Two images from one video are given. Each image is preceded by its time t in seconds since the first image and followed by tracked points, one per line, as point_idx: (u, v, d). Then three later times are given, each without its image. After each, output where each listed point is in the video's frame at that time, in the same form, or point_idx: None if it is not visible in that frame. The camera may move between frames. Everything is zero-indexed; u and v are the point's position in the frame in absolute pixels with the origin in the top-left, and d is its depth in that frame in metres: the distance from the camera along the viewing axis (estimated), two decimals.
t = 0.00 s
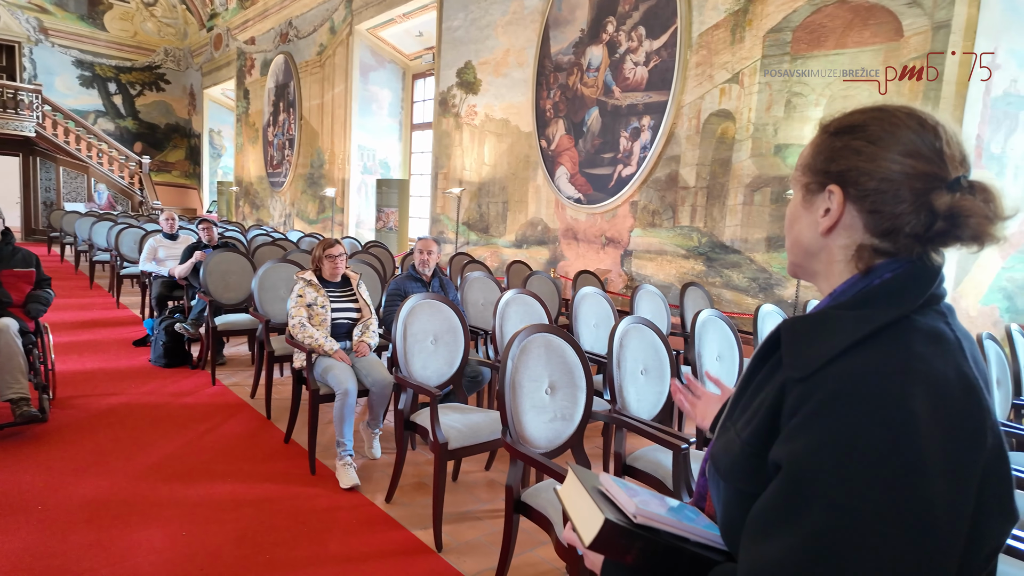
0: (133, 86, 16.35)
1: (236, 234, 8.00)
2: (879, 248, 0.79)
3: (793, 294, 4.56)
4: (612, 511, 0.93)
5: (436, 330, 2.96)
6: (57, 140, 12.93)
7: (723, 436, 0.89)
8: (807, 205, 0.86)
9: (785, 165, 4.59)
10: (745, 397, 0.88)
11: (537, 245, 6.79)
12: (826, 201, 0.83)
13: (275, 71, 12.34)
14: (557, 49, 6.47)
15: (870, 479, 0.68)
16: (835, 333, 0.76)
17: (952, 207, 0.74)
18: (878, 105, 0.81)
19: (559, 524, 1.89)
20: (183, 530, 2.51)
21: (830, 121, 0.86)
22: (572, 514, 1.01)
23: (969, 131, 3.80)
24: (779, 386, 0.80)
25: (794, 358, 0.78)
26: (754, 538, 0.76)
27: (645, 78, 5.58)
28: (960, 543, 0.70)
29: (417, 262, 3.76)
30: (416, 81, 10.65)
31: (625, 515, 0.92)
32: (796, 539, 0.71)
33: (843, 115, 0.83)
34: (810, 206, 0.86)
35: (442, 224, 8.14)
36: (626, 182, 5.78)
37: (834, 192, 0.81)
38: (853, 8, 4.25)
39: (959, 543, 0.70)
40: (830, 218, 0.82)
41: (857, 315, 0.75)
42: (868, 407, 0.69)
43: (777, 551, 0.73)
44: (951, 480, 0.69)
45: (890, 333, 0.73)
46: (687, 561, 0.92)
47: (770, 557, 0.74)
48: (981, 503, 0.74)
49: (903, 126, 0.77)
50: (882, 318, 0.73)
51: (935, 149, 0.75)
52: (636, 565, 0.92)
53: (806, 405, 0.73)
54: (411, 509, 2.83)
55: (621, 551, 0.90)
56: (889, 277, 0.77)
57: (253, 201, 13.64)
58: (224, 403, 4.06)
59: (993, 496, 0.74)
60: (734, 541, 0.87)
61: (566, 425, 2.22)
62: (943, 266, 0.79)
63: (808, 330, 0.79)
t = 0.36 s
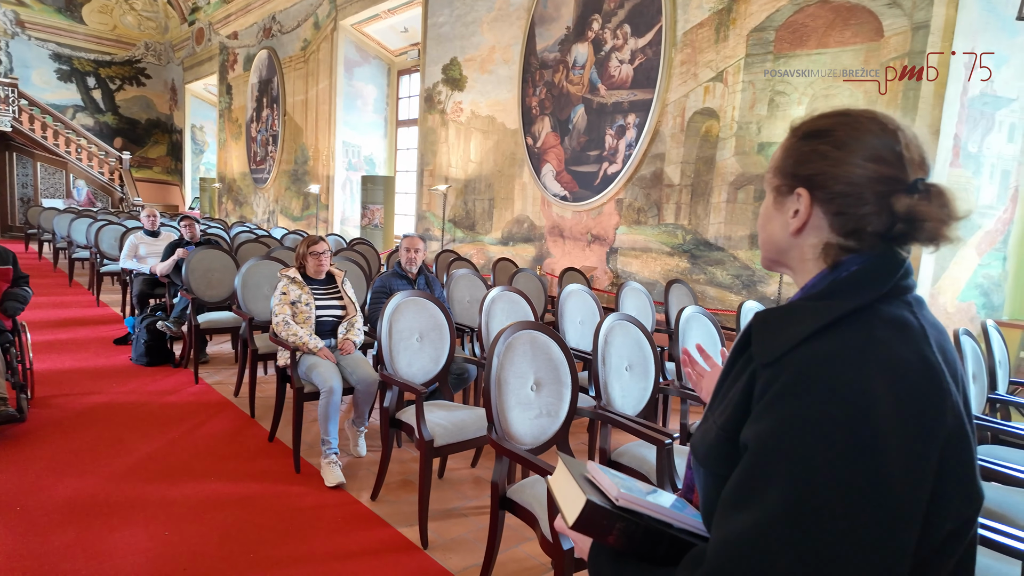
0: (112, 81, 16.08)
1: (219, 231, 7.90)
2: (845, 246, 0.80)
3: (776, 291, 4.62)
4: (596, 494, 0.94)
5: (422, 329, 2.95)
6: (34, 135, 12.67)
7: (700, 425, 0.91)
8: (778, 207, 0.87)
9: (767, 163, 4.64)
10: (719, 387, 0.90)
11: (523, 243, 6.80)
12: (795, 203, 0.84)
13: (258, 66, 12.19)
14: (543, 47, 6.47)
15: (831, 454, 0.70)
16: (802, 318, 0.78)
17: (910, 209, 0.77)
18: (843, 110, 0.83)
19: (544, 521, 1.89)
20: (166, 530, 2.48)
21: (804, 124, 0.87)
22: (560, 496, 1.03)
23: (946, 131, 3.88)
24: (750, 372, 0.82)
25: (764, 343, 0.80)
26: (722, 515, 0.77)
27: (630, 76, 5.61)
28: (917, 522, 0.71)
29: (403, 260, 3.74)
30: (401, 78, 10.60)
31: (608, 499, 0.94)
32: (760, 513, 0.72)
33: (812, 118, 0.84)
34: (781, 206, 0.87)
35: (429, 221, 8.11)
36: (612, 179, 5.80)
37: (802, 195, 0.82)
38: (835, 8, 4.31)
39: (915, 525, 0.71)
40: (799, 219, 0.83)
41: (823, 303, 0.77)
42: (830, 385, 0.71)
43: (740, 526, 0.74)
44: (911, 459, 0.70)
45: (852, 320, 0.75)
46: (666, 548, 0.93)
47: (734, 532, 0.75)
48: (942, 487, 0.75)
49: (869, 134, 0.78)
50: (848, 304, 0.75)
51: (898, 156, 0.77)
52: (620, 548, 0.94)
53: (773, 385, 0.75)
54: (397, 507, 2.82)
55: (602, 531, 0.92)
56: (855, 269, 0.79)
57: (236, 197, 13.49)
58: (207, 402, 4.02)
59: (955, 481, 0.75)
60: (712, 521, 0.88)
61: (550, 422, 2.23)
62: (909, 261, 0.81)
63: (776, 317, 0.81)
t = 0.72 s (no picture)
0: (98, 77, 15.90)
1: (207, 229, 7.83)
2: (839, 249, 0.82)
3: (764, 288, 4.65)
4: (605, 480, 0.94)
5: (413, 327, 2.95)
6: (18, 132, 12.52)
7: (700, 419, 0.92)
8: (770, 208, 0.88)
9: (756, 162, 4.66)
10: (721, 382, 0.91)
11: (514, 240, 6.80)
12: (787, 207, 0.84)
13: (246, 62, 12.09)
14: (533, 44, 6.47)
15: (837, 444, 0.70)
16: (807, 312, 0.78)
17: (890, 217, 0.79)
18: (833, 114, 0.83)
19: (535, 519, 1.89)
20: (153, 531, 2.46)
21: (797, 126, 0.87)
22: (567, 486, 1.01)
23: (932, 130, 3.92)
24: (755, 366, 0.82)
25: (770, 337, 0.80)
26: (729, 505, 0.77)
27: (620, 74, 5.62)
28: (910, 508, 0.73)
29: (393, 258, 3.73)
30: (391, 75, 10.55)
31: (617, 486, 0.94)
32: (768, 501, 0.72)
33: (802, 124, 0.84)
34: (774, 209, 0.87)
35: (418, 219, 8.09)
36: (602, 177, 5.81)
37: (794, 201, 0.83)
38: (822, 8, 4.34)
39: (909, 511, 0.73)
40: (791, 223, 0.84)
41: (825, 298, 0.78)
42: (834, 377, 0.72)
43: (748, 515, 0.74)
44: (906, 448, 0.72)
45: (854, 314, 0.75)
46: (671, 533, 0.93)
47: (741, 520, 0.74)
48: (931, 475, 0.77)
49: (855, 141, 0.78)
50: (851, 299, 0.76)
51: (880, 163, 0.78)
52: (627, 533, 0.94)
53: (780, 378, 0.76)
54: (387, 506, 2.82)
55: (613, 518, 0.91)
56: (852, 267, 0.79)
57: (224, 194, 13.39)
58: (194, 402, 3.98)
59: (944, 469, 0.77)
60: (717, 511, 0.87)
61: (541, 420, 2.23)
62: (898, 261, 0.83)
63: (780, 311, 0.81)
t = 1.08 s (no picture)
0: (89, 76, 15.80)
1: (199, 229, 7.77)
2: (839, 240, 0.83)
3: (757, 287, 4.67)
4: (612, 460, 0.95)
5: (406, 326, 2.94)
6: (8, 131, 12.44)
7: (706, 406, 0.93)
8: (779, 200, 0.88)
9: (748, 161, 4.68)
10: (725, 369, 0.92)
11: (508, 240, 6.80)
12: (794, 200, 0.85)
13: (238, 62, 12.03)
14: (526, 43, 6.47)
15: (828, 422, 0.72)
16: (802, 298, 0.79)
17: (892, 212, 0.80)
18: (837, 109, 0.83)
19: (526, 517, 1.89)
20: (145, 532, 2.45)
21: (808, 118, 0.86)
22: (577, 468, 1.04)
23: (923, 128, 3.94)
24: (754, 351, 0.84)
25: (767, 323, 0.82)
26: (727, 481, 0.78)
27: (613, 73, 5.63)
28: (904, 486, 0.73)
29: (386, 258, 3.72)
30: (384, 74, 10.52)
31: (622, 466, 0.95)
32: (762, 476, 0.74)
33: (812, 117, 0.84)
34: (782, 200, 0.87)
35: (412, 218, 8.08)
36: (595, 176, 5.82)
37: (802, 194, 0.84)
38: (814, 7, 4.36)
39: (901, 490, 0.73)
40: (798, 216, 0.85)
41: (821, 285, 0.79)
42: (827, 358, 0.73)
43: (743, 491, 0.75)
44: (900, 429, 0.72)
45: (848, 301, 0.77)
46: (675, 511, 0.94)
47: (737, 496, 0.76)
48: (925, 458, 0.77)
49: (863, 138, 0.78)
50: (845, 287, 0.77)
51: (887, 160, 0.78)
52: (634, 511, 0.96)
53: (777, 360, 0.77)
54: (381, 505, 2.81)
55: (618, 494, 0.92)
56: (848, 258, 0.80)
57: (217, 194, 13.33)
58: (188, 403, 3.96)
59: (938, 453, 0.78)
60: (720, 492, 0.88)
61: (533, 419, 2.23)
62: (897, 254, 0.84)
63: (777, 299, 0.83)
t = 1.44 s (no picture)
0: (83, 76, 15.75)
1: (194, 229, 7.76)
2: (842, 235, 0.83)
3: (752, 285, 4.68)
4: (608, 454, 0.97)
5: (400, 325, 2.94)
6: (3, 132, 12.42)
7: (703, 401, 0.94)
8: (783, 206, 0.87)
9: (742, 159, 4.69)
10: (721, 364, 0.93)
11: (504, 239, 6.80)
12: (803, 206, 0.84)
13: (234, 61, 12.00)
14: (521, 42, 6.47)
15: (819, 408, 0.72)
16: (795, 290, 0.81)
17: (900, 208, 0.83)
18: (838, 110, 0.84)
19: (519, 515, 1.89)
20: (138, 532, 2.44)
21: (798, 120, 0.87)
22: (574, 463, 1.05)
23: (916, 127, 3.95)
24: (748, 345, 0.85)
25: (761, 316, 0.84)
26: (720, 469, 0.79)
27: (608, 73, 5.63)
28: (895, 472, 0.73)
29: (380, 258, 3.72)
30: (379, 73, 10.51)
31: (618, 460, 0.98)
32: (753, 461, 0.74)
33: (814, 119, 0.84)
34: (786, 207, 0.86)
35: (408, 217, 8.07)
36: (590, 175, 5.82)
37: (815, 198, 0.83)
38: (807, 6, 4.36)
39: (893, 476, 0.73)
40: (808, 221, 0.84)
41: (812, 278, 0.81)
42: (818, 345, 0.74)
43: (736, 476, 0.76)
44: (891, 415, 0.73)
45: (839, 292, 0.78)
46: (669, 505, 0.95)
47: (730, 482, 0.76)
48: (918, 446, 0.77)
49: (868, 133, 0.80)
50: (834, 279, 0.79)
51: (890, 153, 0.80)
52: (629, 505, 0.96)
53: (769, 350, 0.79)
54: (375, 505, 2.81)
55: (614, 486, 0.94)
56: (840, 253, 0.82)
57: (213, 194, 13.30)
58: (183, 403, 3.96)
59: (931, 441, 0.77)
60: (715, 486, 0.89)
61: (526, 417, 2.24)
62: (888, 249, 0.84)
63: (771, 292, 0.85)
